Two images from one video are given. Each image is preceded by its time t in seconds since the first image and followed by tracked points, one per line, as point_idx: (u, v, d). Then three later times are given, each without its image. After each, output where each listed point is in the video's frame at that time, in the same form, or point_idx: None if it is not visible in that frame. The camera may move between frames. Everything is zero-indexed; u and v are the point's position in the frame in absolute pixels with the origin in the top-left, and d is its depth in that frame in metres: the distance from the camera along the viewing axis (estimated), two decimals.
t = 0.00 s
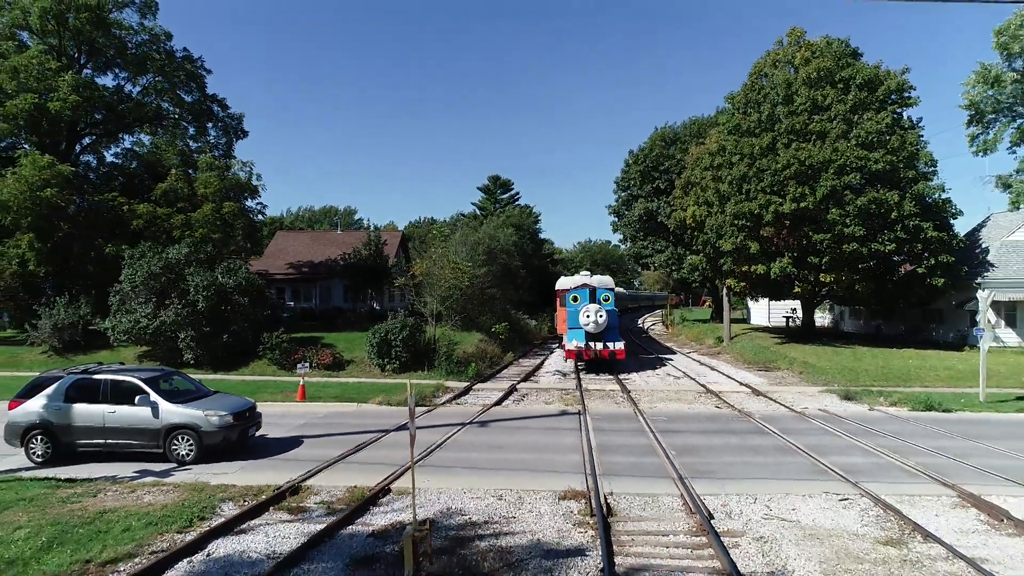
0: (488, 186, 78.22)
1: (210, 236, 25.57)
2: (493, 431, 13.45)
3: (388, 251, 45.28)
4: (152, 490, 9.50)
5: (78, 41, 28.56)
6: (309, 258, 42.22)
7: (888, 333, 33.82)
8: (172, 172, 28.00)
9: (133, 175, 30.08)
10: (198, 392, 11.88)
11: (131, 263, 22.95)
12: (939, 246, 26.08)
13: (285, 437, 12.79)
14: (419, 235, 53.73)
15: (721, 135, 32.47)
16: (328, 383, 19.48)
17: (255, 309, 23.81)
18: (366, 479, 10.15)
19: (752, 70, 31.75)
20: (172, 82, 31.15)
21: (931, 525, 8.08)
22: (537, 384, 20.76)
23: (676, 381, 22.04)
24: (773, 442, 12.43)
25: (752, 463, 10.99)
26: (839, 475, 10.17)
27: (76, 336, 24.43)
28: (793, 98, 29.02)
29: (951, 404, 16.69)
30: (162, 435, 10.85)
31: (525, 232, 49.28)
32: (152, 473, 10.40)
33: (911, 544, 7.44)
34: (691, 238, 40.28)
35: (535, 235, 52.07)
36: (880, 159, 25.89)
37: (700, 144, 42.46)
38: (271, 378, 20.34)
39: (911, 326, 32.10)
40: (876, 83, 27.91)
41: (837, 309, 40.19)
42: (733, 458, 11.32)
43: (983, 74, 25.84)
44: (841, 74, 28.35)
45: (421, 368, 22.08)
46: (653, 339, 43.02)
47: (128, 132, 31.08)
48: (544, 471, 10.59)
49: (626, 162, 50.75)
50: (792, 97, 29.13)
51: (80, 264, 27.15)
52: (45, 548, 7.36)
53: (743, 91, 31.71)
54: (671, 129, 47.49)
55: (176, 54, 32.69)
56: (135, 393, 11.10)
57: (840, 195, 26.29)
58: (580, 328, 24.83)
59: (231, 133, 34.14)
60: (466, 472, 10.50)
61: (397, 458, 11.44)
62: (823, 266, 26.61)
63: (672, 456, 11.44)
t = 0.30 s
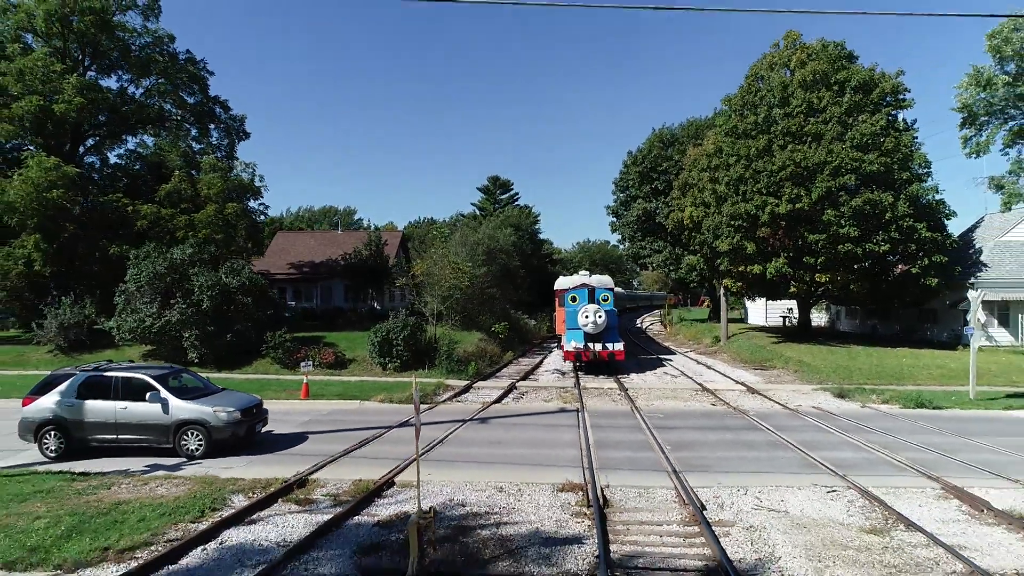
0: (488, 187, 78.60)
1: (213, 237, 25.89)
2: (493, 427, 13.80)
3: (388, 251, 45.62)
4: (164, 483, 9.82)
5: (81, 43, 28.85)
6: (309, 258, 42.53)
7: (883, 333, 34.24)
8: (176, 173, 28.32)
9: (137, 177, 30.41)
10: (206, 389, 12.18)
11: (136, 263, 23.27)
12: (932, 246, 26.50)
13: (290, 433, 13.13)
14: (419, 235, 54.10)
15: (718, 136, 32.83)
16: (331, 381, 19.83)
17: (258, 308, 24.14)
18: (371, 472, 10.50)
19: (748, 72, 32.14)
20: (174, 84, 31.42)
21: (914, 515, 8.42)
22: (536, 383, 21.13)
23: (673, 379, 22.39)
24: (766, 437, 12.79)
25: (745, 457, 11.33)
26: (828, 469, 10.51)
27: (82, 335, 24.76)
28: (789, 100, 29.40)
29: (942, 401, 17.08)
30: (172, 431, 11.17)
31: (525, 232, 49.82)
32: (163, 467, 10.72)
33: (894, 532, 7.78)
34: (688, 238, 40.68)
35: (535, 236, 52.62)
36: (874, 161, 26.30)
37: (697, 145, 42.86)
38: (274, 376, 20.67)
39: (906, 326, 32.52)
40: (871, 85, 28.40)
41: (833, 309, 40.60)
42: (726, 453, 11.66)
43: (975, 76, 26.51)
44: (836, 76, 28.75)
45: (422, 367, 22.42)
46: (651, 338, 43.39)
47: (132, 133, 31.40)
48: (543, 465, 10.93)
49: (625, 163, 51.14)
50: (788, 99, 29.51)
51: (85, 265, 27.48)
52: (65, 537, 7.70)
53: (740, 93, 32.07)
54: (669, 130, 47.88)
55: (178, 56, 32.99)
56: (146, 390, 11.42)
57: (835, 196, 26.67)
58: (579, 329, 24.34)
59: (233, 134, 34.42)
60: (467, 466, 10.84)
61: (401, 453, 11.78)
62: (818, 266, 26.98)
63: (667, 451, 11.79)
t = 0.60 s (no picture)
0: (487, 187, 78.97)
1: (216, 237, 26.22)
2: (493, 424, 14.17)
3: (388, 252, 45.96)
4: (175, 476, 10.18)
5: (85, 46, 29.18)
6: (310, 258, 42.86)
7: (879, 332, 34.67)
8: (179, 175, 28.64)
9: (140, 178, 30.76)
10: (213, 386, 12.52)
11: (141, 264, 23.61)
12: (926, 247, 26.89)
13: (296, 429, 13.49)
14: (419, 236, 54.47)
15: (715, 138, 33.18)
16: (333, 379, 20.18)
17: (261, 308, 24.47)
18: (375, 466, 10.87)
19: (745, 74, 32.50)
20: (177, 86, 31.73)
21: (898, 506, 8.77)
22: (535, 381, 21.50)
23: (670, 378, 22.76)
24: (758, 433, 13.15)
25: (737, 452, 11.69)
26: (817, 463, 10.87)
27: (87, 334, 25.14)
28: (785, 102, 29.76)
29: (932, 399, 17.45)
30: (181, 426, 11.51)
31: (524, 232, 50.16)
32: (172, 461, 11.06)
33: (877, 522, 8.12)
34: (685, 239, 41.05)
35: (535, 237, 53.12)
36: (868, 163, 26.69)
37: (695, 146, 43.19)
38: (278, 374, 21.02)
39: (901, 326, 32.95)
40: (866, 88, 28.76)
41: (829, 308, 41.00)
42: (720, 448, 12.02)
43: (968, 79, 27.11)
44: (831, 79, 29.11)
45: (423, 366, 22.77)
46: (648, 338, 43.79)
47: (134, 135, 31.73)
48: (542, 460, 11.28)
49: (623, 164, 51.50)
50: (784, 101, 29.86)
51: (89, 265, 27.87)
52: (82, 526, 8.04)
53: (737, 95, 32.46)
54: (666, 131, 48.19)
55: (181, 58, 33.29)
56: (155, 387, 11.75)
57: (830, 197, 27.06)
58: (577, 330, 24.02)
59: (234, 135, 34.70)
60: (468, 460, 11.20)
61: (404, 448, 12.13)
62: (813, 266, 27.38)
63: (663, 446, 12.15)
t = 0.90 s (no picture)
0: (486, 187, 79.30)
1: (219, 238, 26.53)
2: (493, 421, 14.50)
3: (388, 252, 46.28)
4: (185, 470, 10.49)
5: (88, 48, 29.49)
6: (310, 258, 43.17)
7: (874, 331, 35.08)
8: (182, 176, 28.96)
9: (143, 179, 31.08)
10: (220, 383, 12.82)
11: (146, 264, 23.93)
12: (919, 247, 27.30)
13: (300, 426, 13.81)
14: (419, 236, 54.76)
15: (712, 139, 33.53)
16: (335, 378, 20.50)
17: (263, 308, 24.80)
18: (379, 461, 11.21)
19: (741, 77, 32.86)
20: (178, 87, 32.03)
21: (884, 498, 9.10)
22: (534, 380, 21.82)
23: (666, 376, 23.10)
24: (752, 429, 13.50)
25: (731, 448, 12.02)
26: (808, 458, 11.20)
27: (91, 334, 25.47)
28: (781, 105, 30.13)
29: (924, 397, 17.80)
30: (189, 423, 11.82)
31: (523, 233, 50.47)
32: (181, 456, 11.37)
33: (864, 513, 8.45)
34: (683, 239, 41.42)
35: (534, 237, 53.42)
36: (862, 164, 27.09)
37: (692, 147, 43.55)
38: (281, 373, 21.34)
39: (896, 325, 33.37)
40: (860, 90, 29.17)
41: (825, 308, 41.37)
42: (714, 443, 12.36)
43: (960, 82, 28.91)
44: (826, 81, 29.48)
45: (423, 365, 23.09)
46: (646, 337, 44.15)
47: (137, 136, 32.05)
48: (541, 455, 11.62)
49: (621, 164, 51.84)
50: (779, 104, 30.23)
51: (93, 265, 28.19)
52: (99, 517, 8.36)
53: (733, 97, 32.80)
54: (665, 133, 48.48)
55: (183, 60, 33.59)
56: (164, 384, 12.06)
57: (825, 198, 27.44)
58: (577, 330, 24.20)
59: (236, 137, 35.02)
60: (469, 455, 11.52)
61: (406, 444, 12.45)
62: (809, 267, 27.78)
63: (658, 442, 12.47)
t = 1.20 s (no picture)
0: (487, 187, 79.62)
1: (223, 238, 26.82)
2: (494, 417, 14.81)
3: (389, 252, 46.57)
4: (195, 465, 10.78)
5: (93, 50, 29.80)
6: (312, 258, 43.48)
7: (872, 331, 35.42)
8: (186, 177, 29.27)
9: (147, 180, 31.40)
10: (228, 381, 13.09)
11: (151, 264, 24.24)
12: (916, 247, 27.62)
13: (306, 423, 14.11)
14: (420, 236, 55.08)
15: (710, 140, 33.84)
16: (339, 376, 20.80)
17: (267, 307, 25.11)
18: (385, 456, 11.50)
19: (740, 78, 33.16)
20: (182, 89, 32.33)
21: (875, 491, 9.37)
22: (534, 378, 22.13)
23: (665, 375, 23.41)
24: (748, 426, 13.80)
25: (727, 443, 12.32)
26: (802, 453, 11.49)
27: (97, 333, 25.85)
28: (779, 106, 30.42)
29: (918, 395, 18.11)
30: (198, 418, 12.10)
31: (524, 233, 50.75)
32: (191, 451, 11.66)
33: (855, 505, 8.72)
34: (682, 239, 41.75)
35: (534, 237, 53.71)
36: (859, 165, 27.41)
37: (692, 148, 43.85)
38: (285, 372, 21.65)
39: (893, 324, 33.73)
40: (857, 92, 29.51)
41: (824, 308, 41.69)
42: (711, 439, 12.65)
43: (956, 84, 29.14)
44: (824, 83, 29.80)
45: (425, 363, 23.37)
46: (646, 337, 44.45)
47: (141, 137, 32.35)
48: (541, 450, 11.92)
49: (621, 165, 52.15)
50: (777, 105, 30.53)
51: (98, 265, 28.55)
52: (114, 509, 8.65)
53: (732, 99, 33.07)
54: (665, 133, 48.76)
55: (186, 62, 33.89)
56: (173, 381, 12.33)
57: (822, 199, 27.75)
58: (577, 330, 24.31)
59: (239, 138, 35.32)
60: (470, 450, 11.82)
61: (410, 440, 12.75)
62: (806, 266, 28.11)
63: (657, 438, 12.76)
